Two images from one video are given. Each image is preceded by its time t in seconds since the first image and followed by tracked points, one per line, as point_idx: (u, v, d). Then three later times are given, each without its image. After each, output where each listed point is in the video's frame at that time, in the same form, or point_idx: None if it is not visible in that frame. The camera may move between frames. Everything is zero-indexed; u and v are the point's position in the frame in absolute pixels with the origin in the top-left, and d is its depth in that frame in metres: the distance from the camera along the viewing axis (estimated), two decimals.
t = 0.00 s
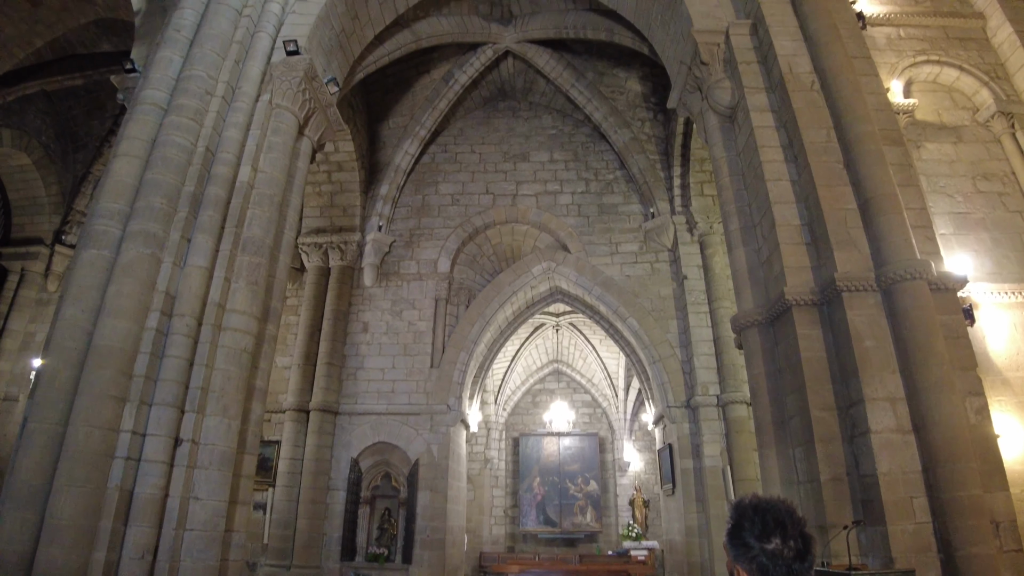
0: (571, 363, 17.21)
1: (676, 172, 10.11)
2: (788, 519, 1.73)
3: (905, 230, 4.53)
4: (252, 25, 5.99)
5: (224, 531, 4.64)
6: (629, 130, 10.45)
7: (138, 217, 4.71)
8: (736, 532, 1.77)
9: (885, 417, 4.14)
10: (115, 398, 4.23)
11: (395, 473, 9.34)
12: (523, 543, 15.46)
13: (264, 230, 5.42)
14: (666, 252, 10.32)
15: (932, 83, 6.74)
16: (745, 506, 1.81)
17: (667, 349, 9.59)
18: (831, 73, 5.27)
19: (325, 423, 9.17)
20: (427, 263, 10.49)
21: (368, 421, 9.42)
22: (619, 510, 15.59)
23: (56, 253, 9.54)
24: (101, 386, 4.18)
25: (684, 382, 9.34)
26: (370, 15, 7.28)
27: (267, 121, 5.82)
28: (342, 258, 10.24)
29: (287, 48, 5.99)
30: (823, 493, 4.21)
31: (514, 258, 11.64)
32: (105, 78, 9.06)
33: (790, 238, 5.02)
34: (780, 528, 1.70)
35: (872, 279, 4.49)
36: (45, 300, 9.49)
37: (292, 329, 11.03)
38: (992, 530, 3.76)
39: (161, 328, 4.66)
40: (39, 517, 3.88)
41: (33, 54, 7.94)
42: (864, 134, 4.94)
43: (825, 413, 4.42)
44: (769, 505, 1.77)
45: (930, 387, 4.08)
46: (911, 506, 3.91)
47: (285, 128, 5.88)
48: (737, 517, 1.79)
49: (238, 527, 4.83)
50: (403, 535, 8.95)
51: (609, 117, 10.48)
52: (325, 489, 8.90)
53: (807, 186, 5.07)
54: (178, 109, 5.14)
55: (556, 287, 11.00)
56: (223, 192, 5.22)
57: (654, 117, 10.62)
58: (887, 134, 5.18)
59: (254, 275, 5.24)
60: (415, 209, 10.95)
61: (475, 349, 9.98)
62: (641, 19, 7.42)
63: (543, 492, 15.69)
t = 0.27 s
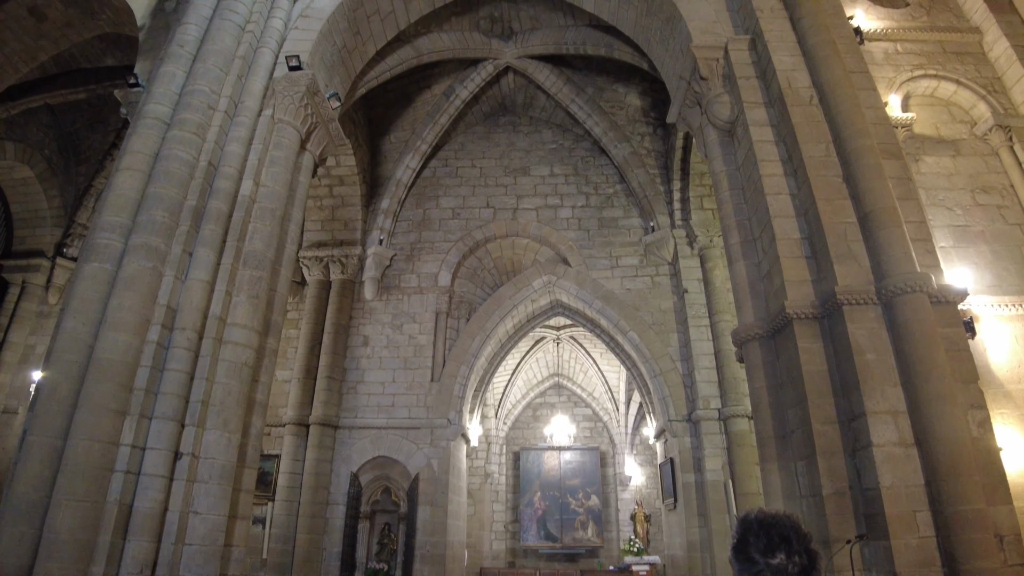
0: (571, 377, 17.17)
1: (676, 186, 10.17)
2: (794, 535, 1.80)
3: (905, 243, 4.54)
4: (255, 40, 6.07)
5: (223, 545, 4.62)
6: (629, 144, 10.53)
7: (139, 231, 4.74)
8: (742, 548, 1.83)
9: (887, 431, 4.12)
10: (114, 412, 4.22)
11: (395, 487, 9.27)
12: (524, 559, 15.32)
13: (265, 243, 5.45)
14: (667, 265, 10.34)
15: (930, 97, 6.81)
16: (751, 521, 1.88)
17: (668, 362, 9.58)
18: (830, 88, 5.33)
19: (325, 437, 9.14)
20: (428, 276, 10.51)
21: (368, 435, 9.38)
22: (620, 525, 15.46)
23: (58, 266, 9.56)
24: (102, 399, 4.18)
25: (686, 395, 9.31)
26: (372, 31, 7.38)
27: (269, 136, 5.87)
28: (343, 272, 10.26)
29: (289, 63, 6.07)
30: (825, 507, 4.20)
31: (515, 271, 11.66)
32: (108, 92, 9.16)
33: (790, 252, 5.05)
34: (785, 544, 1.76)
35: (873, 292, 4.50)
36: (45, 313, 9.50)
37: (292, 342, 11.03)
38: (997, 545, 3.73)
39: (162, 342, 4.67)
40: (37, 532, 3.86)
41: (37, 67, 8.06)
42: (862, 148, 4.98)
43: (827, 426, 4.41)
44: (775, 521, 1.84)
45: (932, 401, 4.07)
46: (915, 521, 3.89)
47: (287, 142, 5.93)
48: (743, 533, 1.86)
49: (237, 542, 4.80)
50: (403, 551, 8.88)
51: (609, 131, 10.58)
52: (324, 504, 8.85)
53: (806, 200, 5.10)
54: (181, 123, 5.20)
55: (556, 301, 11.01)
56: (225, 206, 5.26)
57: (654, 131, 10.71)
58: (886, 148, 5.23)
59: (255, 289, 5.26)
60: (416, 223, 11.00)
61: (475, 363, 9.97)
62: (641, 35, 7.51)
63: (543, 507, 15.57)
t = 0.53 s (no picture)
0: (572, 387, 17.13)
1: (676, 197, 10.22)
2: (797, 547, 1.86)
3: (905, 253, 4.56)
4: (257, 52, 6.13)
5: (223, 557, 4.60)
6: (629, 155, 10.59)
7: (141, 241, 4.77)
8: (747, 559, 1.88)
9: (888, 441, 4.12)
10: (115, 422, 4.23)
11: (395, 498, 9.25)
12: (524, 571, 15.22)
13: (267, 254, 5.47)
14: (667, 275, 10.36)
15: (928, 108, 6.86)
16: (755, 533, 1.93)
17: (669, 373, 9.56)
18: (828, 99, 5.38)
19: (325, 447, 9.11)
20: (429, 287, 10.53)
21: (368, 446, 9.35)
22: (622, 537, 15.37)
23: (59, 275, 9.58)
24: (103, 409, 4.19)
25: (687, 406, 9.28)
26: (374, 44, 7.45)
27: (271, 147, 5.92)
28: (344, 282, 10.28)
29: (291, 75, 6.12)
30: (827, 518, 4.18)
31: (515, 282, 11.68)
32: (112, 103, 9.25)
33: (791, 262, 5.06)
34: (789, 556, 1.82)
35: (873, 302, 4.51)
36: (46, 322, 9.51)
37: (293, 352, 11.03)
38: (1000, 556, 3.72)
39: (163, 352, 4.68)
40: (36, 542, 3.84)
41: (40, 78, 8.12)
42: (862, 158, 5.01)
43: (828, 437, 4.40)
44: (777, 533, 1.90)
45: (933, 411, 4.07)
46: (917, 531, 3.87)
47: (289, 154, 5.98)
48: (747, 546, 1.91)
49: (237, 553, 4.78)
50: (403, 563, 8.83)
51: (609, 142, 10.66)
52: (324, 515, 8.80)
53: (806, 211, 5.13)
54: (183, 134, 5.24)
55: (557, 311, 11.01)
56: (226, 217, 5.29)
57: (654, 142, 10.77)
58: (884, 158, 5.26)
59: (256, 299, 5.28)
60: (417, 233, 11.04)
61: (476, 373, 9.96)
62: (641, 47, 7.58)
63: (544, 519, 15.49)
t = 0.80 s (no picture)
0: (572, 396, 17.09)
1: (677, 205, 10.26)
2: (806, 557, 1.85)
3: (905, 261, 4.57)
4: (258, 62, 6.18)
5: (222, 566, 4.58)
6: (629, 164, 10.64)
7: (143, 249, 4.79)
8: (756, 569, 1.88)
9: (890, 449, 4.11)
10: (116, 430, 4.23)
11: (395, 507, 9.21)
12: None
13: (268, 262, 5.49)
14: (668, 283, 10.37)
15: (927, 116, 6.90)
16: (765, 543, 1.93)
17: (670, 381, 9.55)
18: (828, 107, 5.41)
19: (326, 456, 9.08)
20: (429, 295, 10.54)
21: (368, 454, 9.33)
22: (623, 546, 15.28)
23: (60, 283, 9.59)
24: (103, 417, 4.19)
25: (688, 414, 9.26)
26: (375, 53, 7.50)
27: (272, 155, 5.95)
28: (345, 290, 10.30)
29: (292, 84, 6.17)
30: (830, 527, 4.16)
31: (516, 290, 11.69)
32: (115, 112, 9.30)
33: (791, 270, 5.07)
34: (798, 566, 1.82)
35: (874, 309, 4.52)
36: (46, 330, 9.52)
37: (293, 361, 11.03)
38: (1004, 564, 3.70)
39: (164, 360, 4.68)
40: (36, 551, 3.83)
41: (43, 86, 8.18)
42: (861, 167, 5.03)
43: (830, 445, 4.39)
44: (786, 543, 1.89)
45: (935, 419, 4.06)
46: (920, 540, 3.86)
47: (290, 162, 6.01)
48: (755, 555, 1.91)
49: (236, 562, 4.76)
50: (403, 572, 8.79)
51: (609, 151, 10.71)
52: (324, 524, 8.76)
53: (807, 218, 5.14)
54: (185, 143, 5.28)
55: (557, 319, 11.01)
56: (227, 225, 5.31)
57: (654, 151, 10.82)
58: (884, 166, 5.29)
59: (257, 307, 5.29)
60: (418, 241, 11.06)
61: (477, 382, 9.95)
62: (641, 57, 7.62)
63: (544, 528, 15.45)
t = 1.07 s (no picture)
0: (573, 403, 17.06)
1: (677, 212, 10.28)
2: (799, 563, 1.86)
3: (905, 269, 4.58)
4: (260, 70, 6.23)
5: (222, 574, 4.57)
6: (629, 172, 10.69)
7: (144, 257, 4.81)
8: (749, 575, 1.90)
9: (891, 457, 4.11)
10: (116, 438, 4.23)
11: (395, 515, 9.16)
12: None
13: (269, 270, 5.51)
14: (668, 291, 10.37)
15: (927, 124, 6.94)
16: (756, 550, 1.95)
17: (671, 389, 9.53)
18: (827, 116, 5.44)
19: (326, 464, 9.06)
20: (430, 302, 10.56)
21: (368, 462, 9.31)
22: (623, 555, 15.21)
23: (61, 289, 9.62)
24: (103, 425, 4.19)
25: (689, 422, 9.25)
26: (377, 62, 7.55)
27: (273, 163, 5.98)
28: (345, 298, 10.31)
29: (294, 92, 6.21)
30: (831, 535, 4.15)
31: (516, 297, 11.69)
32: (117, 120, 9.35)
33: (791, 278, 5.09)
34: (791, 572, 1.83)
35: (874, 317, 4.53)
36: (47, 337, 9.54)
37: (293, 368, 11.03)
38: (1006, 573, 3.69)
39: (164, 367, 4.69)
40: (35, 559, 3.83)
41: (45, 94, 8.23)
42: (861, 175, 5.06)
43: (831, 452, 4.39)
44: (778, 549, 1.91)
45: (937, 427, 4.06)
46: (921, 548, 3.85)
47: (291, 170, 6.04)
48: (749, 562, 1.92)
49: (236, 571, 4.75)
50: None
51: (609, 159, 10.76)
52: (324, 532, 8.73)
53: (807, 226, 5.16)
54: (187, 151, 5.31)
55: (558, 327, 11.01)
56: (229, 233, 5.33)
57: (654, 159, 10.87)
58: (883, 175, 5.31)
59: (258, 315, 5.30)
60: (418, 249, 11.09)
61: (477, 389, 9.94)
62: (640, 66, 7.67)
63: (545, 536, 15.45)
